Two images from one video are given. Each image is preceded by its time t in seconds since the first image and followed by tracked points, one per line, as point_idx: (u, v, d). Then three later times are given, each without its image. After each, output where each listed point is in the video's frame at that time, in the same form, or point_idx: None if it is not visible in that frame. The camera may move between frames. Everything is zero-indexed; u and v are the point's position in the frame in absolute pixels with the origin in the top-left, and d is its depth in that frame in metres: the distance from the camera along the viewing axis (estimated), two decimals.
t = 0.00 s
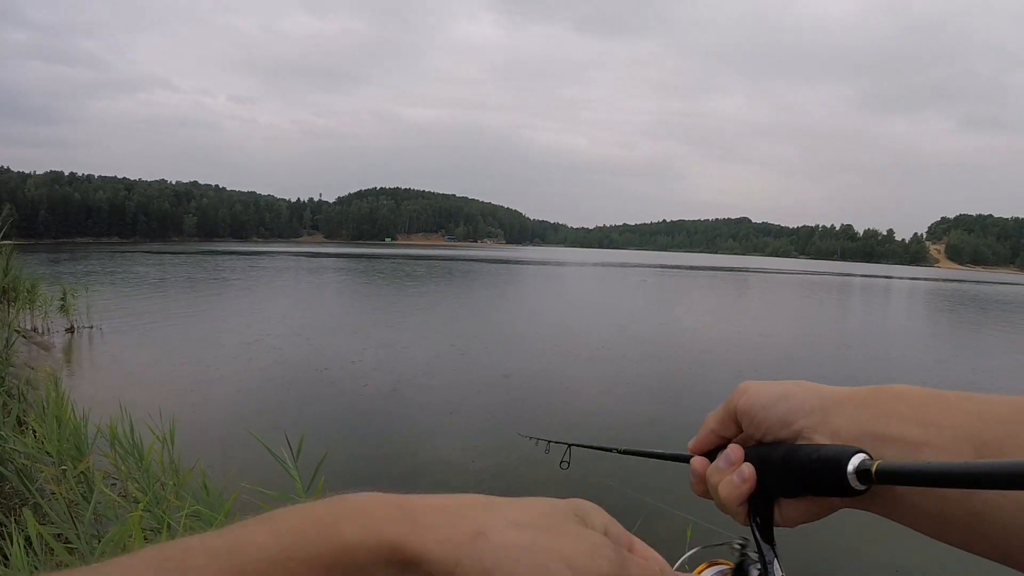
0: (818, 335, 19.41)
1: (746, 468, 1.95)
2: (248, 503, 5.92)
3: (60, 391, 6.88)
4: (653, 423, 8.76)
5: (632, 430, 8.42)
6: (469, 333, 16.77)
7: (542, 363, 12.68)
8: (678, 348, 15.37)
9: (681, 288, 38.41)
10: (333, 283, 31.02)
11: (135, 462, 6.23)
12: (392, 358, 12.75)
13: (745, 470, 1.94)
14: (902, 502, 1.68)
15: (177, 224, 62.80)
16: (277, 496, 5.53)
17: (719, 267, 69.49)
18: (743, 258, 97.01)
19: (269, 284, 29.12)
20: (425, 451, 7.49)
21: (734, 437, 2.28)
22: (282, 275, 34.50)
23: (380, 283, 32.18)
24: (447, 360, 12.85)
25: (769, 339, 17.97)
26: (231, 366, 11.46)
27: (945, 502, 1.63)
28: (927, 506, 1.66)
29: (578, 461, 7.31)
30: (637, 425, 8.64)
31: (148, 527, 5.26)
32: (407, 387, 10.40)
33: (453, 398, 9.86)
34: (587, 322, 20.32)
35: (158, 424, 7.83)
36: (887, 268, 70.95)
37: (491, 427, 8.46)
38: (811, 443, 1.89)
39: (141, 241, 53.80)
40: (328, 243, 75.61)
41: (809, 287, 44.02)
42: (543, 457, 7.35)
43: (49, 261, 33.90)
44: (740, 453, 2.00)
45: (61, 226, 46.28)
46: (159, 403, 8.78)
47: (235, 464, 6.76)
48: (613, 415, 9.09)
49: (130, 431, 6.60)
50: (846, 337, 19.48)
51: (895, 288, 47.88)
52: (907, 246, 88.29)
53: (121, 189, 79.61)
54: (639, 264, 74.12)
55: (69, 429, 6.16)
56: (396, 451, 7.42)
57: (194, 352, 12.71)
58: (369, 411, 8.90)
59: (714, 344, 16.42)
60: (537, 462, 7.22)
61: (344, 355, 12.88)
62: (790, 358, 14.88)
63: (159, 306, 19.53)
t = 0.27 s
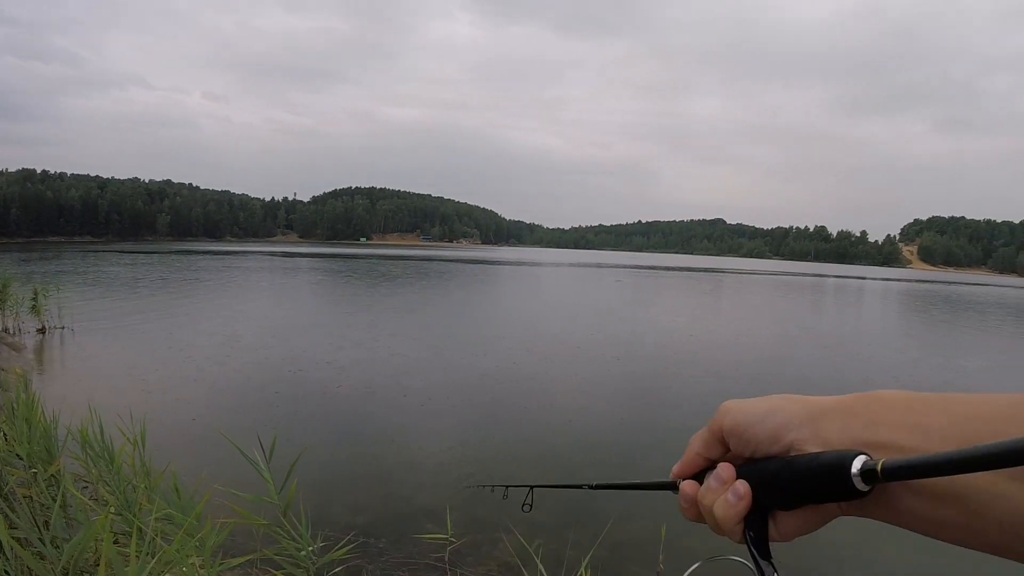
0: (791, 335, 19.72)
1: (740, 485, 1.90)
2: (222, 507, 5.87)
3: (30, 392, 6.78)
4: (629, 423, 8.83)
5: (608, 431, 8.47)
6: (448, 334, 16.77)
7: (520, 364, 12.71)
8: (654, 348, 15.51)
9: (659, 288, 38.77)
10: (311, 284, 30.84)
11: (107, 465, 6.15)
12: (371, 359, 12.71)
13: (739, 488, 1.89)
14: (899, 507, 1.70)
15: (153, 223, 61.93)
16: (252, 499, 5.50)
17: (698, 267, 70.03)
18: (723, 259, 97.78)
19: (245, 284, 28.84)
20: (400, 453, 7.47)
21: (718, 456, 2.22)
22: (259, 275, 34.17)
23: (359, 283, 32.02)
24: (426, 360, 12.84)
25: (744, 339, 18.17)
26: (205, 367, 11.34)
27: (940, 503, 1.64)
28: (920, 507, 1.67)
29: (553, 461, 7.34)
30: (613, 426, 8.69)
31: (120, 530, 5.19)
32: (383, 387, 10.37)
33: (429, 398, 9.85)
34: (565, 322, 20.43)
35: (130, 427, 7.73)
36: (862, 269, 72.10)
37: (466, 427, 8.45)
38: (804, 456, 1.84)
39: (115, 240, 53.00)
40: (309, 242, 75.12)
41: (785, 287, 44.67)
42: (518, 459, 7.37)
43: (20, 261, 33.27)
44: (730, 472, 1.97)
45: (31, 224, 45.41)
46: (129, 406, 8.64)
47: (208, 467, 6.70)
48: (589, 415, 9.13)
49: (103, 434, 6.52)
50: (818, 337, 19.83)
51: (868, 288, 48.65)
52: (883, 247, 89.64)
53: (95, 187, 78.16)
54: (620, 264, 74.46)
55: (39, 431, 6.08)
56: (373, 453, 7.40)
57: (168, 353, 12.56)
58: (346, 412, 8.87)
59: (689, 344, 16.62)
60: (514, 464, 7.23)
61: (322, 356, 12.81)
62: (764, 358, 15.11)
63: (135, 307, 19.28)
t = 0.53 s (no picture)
0: (775, 334, 19.81)
1: (713, 507, 1.78)
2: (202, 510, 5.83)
3: (10, 394, 6.72)
4: (609, 424, 8.80)
5: (590, 431, 8.43)
6: (433, 334, 16.72)
7: (503, 364, 12.68)
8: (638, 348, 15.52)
9: (646, 288, 38.93)
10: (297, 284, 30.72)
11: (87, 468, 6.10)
12: (354, 360, 12.64)
13: (712, 512, 1.77)
14: (873, 532, 1.61)
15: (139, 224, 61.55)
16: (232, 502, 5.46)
17: (687, 267, 70.33)
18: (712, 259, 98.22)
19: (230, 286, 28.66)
20: (378, 456, 7.39)
21: (694, 472, 2.03)
22: (245, 277, 33.96)
23: (346, 284, 31.91)
24: (409, 361, 12.78)
25: (728, 338, 18.24)
26: (187, 369, 11.23)
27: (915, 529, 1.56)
28: (895, 530, 1.59)
29: (533, 463, 7.28)
30: (594, 426, 8.66)
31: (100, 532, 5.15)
32: (364, 389, 10.29)
33: (409, 399, 9.78)
34: (551, 322, 20.42)
35: (111, 429, 7.67)
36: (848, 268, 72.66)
37: (446, 429, 8.38)
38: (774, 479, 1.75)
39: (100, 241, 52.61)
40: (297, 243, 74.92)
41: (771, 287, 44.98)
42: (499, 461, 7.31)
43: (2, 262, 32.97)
44: (704, 492, 1.84)
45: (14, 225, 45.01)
46: (107, 410, 8.54)
47: (188, 472, 6.64)
48: (570, 416, 9.10)
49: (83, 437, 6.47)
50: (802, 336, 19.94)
51: (852, 288, 49.07)
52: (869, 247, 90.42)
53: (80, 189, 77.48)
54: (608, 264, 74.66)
55: (21, 434, 6.02)
56: (351, 457, 7.33)
57: (148, 355, 12.45)
58: (325, 414, 8.80)
59: (672, 344, 16.65)
60: (493, 466, 7.18)
61: (304, 357, 12.73)
62: (746, 357, 15.17)
63: (118, 309, 19.13)
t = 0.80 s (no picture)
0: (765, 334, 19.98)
1: (733, 472, 1.84)
2: (192, 510, 5.83)
3: None
4: (603, 423, 8.86)
5: (585, 431, 8.49)
6: (426, 334, 16.75)
7: (496, 364, 12.73)
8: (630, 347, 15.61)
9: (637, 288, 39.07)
10: (289, 285, 30.67)
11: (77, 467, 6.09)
12: (348, 360, 12.68)
13: (731, 475, 1.83)
14: (888, 502, 1.59)
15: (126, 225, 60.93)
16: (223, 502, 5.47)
17: (678, 267, 70.44)
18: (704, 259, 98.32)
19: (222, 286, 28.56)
20: (373, 455, 7.44)
21: (716, 444, 2.13)
22: (236, 277, 33.85)
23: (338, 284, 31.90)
24: (403, 360, 12.83)
25: (719, 338, 18.32)
26: (180, 369, 11.24)
27: (927, 498, 1.56)
28: (905, 500, 1.58)
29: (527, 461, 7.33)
30: (587, 425, 8.73)
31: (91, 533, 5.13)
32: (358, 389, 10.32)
33: (404, 399, 9.81)
34: (542, 322, 20.50)
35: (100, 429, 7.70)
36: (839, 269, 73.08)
37: (441, 428, 8.42)
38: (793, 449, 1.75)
39: (88, 241, 52.15)
40: (289, 243, 74.59)
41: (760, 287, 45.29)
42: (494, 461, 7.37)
43: None
44: (724, 459, 1.89)
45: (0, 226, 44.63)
46: (100, 409, 8.55)
47: (180, 472, 6.64)
48: (564, 415, 9.17)
49: (73, 436, 6.46)
50: (791, 336, 20.11)
51: (842, 288, 49.25)
52: (859, 247, 90.60)
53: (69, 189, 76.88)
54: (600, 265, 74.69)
55: (11, 434, 5.99)
56: (344, 456, 7.36)
57: (140, 355, 12.45)
58: (319, 414, 8.83)
59: (662, 343, 16.77)
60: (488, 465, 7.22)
61: (297, 356, 12.77)
62: (736, 356, 15.30)
63: (110, 309, 19.07)
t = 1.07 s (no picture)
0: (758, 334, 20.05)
1: (718, 522, 1.75)
2: (186, 512, 5.83)
3: None
4: (596, 424, 8.85)
5: (577, 431, 8.50)
6: (419, 336, 16.72)
7: (489, 365, 12.71)
8: (623, 348, 15.63)
9: (631, 288, 39.13)
10: (283, 286, 30.59)
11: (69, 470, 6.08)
12: (340, 362, 12.64)
13: (717, 527, 1.74)
14: (880, 541, 1.59)
15: (118, 226, 60.57)
16: (215, 503, 5.46)
17: (673, 267, 70.44)
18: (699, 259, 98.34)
19: (215, 288, 28.49)
20: (365, 456, 7.44)
21: (687, 488, 2.03)
22: (230, 278, 33.79)
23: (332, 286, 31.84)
24: (396, 362, 12.80)
25: (713, 339, 18.33)
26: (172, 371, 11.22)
27: (918, 535, 1.57)
28: (898, 539, 1.58)
29: (519, 463, 7.34)
30: (580, 426, 8.72)
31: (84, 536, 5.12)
32: (350, 391, 10.30)
33: (396, 401, 9.80)
34: (536, 322, 20.53)
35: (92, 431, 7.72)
36: (832, 268, 73.41)
37: (433, 430, 8.41)
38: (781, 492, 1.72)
39: (80, 243, 51.83)
40: (283, 244, 74.34)
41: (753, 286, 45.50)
42: (486, 461, 7.39)
43: None
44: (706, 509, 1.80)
45: None
46: (91, 412, 8.51)
47: (173, 474, 6.63)
48: (557, 416, 9.17)
49: (65, 439, 6.44)
50: (784, 335, 20.19)
51: (836, 287, 49.36)
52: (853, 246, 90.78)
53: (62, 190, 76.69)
54: (596, 265, 74.64)
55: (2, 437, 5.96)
56: (337, 458, 7.35)
57: (131, 358, 12.37)
58: (312, 416, 8.80)
59: (655, 344, 16.81)
60: (481, 467, 7.22)
61: (290, 359, 12.72)
62: (729, 356, 15.35)
63: (102, 312, 18.96)
